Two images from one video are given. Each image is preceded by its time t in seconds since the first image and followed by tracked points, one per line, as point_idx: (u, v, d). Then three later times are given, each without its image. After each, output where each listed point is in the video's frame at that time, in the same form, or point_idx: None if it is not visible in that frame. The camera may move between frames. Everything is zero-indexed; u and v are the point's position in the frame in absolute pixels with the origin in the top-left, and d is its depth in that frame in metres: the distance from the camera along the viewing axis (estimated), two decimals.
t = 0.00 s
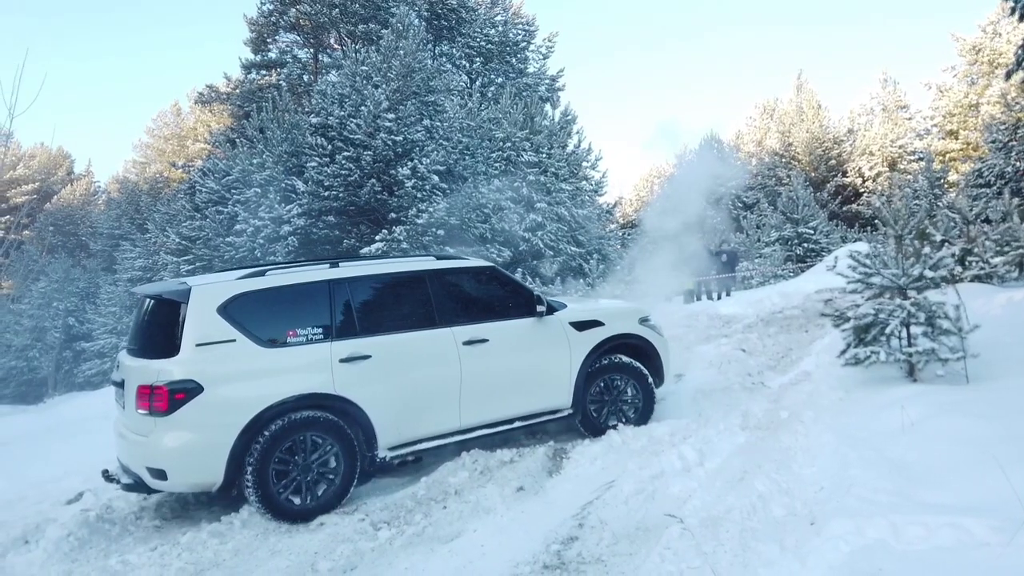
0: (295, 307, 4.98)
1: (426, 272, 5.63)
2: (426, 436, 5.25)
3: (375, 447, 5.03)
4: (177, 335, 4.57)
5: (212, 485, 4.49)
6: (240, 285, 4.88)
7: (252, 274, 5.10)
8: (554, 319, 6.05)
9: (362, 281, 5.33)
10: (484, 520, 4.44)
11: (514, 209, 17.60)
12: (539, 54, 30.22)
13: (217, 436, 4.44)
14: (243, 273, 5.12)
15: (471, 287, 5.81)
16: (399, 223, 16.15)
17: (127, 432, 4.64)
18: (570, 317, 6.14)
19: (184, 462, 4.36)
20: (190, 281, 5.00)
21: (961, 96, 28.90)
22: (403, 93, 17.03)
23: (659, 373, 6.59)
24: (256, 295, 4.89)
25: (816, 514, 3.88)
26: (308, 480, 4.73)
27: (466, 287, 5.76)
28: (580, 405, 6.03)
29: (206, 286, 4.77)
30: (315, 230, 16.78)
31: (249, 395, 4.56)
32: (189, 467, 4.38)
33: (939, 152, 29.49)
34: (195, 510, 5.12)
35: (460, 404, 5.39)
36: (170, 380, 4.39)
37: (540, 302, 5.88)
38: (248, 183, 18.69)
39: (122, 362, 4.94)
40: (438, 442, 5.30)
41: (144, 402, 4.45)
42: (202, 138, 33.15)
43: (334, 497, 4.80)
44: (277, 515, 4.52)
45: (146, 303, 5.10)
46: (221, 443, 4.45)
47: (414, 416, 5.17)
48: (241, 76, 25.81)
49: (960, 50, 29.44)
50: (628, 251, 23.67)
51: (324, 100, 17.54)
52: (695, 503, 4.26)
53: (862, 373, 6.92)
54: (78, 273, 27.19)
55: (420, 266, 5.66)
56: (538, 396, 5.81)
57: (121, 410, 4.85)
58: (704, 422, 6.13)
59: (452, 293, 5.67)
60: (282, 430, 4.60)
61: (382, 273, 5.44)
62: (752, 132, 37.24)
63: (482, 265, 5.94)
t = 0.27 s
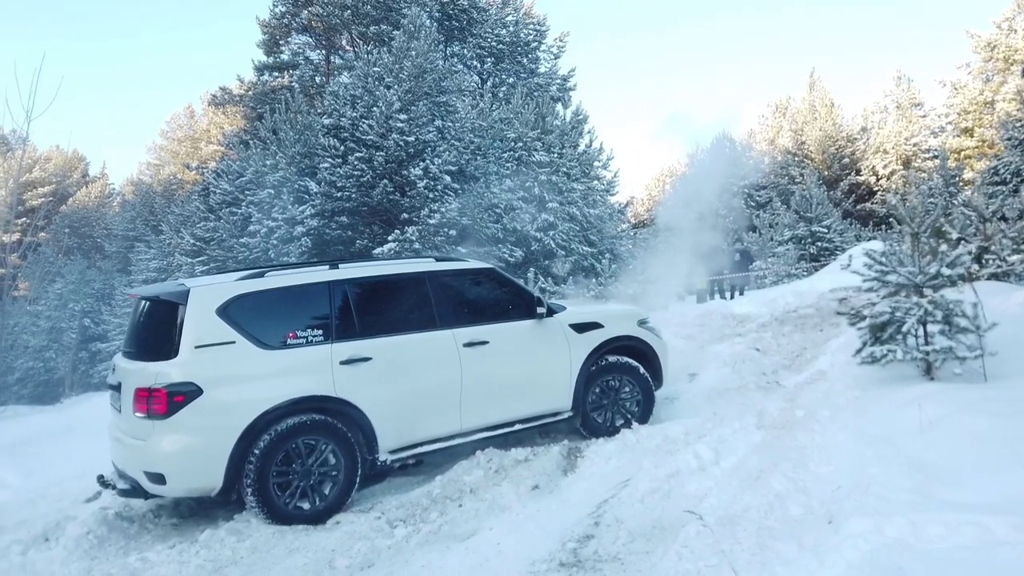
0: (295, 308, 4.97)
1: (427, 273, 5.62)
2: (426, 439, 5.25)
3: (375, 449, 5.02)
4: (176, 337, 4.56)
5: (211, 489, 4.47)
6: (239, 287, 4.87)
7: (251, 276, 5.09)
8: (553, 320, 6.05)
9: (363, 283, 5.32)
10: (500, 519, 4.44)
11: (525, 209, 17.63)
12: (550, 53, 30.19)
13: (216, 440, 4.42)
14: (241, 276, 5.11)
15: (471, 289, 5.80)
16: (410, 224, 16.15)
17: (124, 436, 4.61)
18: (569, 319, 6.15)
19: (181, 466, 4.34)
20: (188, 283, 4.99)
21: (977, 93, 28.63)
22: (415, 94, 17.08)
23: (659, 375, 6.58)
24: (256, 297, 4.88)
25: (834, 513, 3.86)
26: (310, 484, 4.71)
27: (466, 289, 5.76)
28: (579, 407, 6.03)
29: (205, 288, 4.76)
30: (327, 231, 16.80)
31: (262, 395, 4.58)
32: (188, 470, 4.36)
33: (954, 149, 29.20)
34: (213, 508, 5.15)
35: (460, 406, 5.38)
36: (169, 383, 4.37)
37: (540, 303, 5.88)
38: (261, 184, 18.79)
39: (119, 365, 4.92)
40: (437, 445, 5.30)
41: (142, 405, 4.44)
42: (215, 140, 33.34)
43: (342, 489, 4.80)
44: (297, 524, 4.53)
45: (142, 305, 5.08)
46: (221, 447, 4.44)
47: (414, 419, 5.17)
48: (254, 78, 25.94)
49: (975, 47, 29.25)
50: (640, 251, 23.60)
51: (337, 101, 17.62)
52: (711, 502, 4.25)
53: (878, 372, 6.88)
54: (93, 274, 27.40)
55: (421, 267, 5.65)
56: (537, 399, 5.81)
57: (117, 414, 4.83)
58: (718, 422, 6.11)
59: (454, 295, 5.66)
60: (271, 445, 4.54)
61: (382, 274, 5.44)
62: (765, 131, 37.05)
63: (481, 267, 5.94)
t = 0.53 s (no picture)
0: (298, 309, 4.98)
1: (430, 274, 5.62)
2: (432, 440, 5.23)
3: (382, 451, 5.01)
4: (180, 339, 4.57)
5: (217, 493, 4.47)
6: (242, 289, 4.88)
7: (253, 278, 5.11)
8: (556, 321, 6.05)
9: (367, 284, 5.33)
10: (518, 518, 4.45)
11: (540, 208, 17.69)
12: (564, 53, 30.15)
13: (221, 442, 4.42)
14: (243, 278, 5.12)
15: (474, 289, 5.81)
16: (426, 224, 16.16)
17: (126, 442, 4.61)
18: (572, 319, 6.16)
19: (186, 470, 4.34)
20: (189, 286, 4.99)
21: (997, 88, 28.27)
22: (430, 94, 17.12)
23: (662, 374, 6.58)
24: (259, 298, 4.89)
25: (855, 512, 3.83)
26: (318, 486, 4.70)
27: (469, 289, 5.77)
28: (584, 407, 6.04)
29: (207, 290, 4.77)
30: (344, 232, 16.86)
31: (277, 395, 4.62)
32: (193, 473, 4.36)
33: (974, 145, 28.85)
34: (233, 507, 5.20)
35: (466, 407, 5.38)
36: (173, 385, 4.39)
37: (541, 303, 5.90)
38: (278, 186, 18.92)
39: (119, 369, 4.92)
40: (443, 446, 5.29)
41: (145, 408, 4.45)
42: (233, 142, 33.61)
43: (351, 485, 4.80)
44: (314, 526, 4.54)
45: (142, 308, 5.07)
46: (226, 450, 4.44)
47: (420, 420, 5.16)
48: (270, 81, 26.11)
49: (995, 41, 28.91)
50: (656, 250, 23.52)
51: (352, 103, 17.73)
52: (730, 501, 4.23)
53: (897, 370, 6.81)
54: (114, 276, 27.69)
55: (425, 268, 5.66)
56: (542, 400, 5.80)
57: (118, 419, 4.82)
58: (736, 421, 6.08)
59: (457, 295, 5.67)
60: (271, 459, 4.50)
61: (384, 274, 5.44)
62: (781, 128, 36.79)
63: (482, 268, 5.96)
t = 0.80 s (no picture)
0: (305, 306, 4.99)
1: (438, 270, 5.63)
2: (439, 437, 5.24)
3: (390, 449, 5.03)
4: (187, 335, 4.59)
5: (225, 490, 4.49)
6: (248, 285, 4.91)
7: (259, 275, 5.12)
8: (562, 317, 6.03)
9: (375, 280, 5.34)
10: (538, 513, 4.46)
11: (559, 204, 17.84)
12: (582, 48, 29.99)
13: (229, 438, 4.45)
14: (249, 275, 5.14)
15: (481, 286, 5.80)
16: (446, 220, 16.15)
17: (133, 440, 4.62)
18: (580, 315, 6.13)
19: (194, 466, 4.36)
20: (195, 283, 5.01)
21: None
22: (448, 91, 17.13)
23: (671, 372, 6.49)
24: (264, 295, 4.90)
25: (878, 508, 3.78)
26: (327, 483, 4.73)
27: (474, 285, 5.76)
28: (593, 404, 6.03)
29: (214, 287, 4.79)
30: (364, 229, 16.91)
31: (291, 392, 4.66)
32: (201, 470, 4.38)
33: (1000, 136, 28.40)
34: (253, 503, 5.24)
35: (473, 404, 5.38)
36: (182, 381, 4.42)
37: (548, 300, 5.89)
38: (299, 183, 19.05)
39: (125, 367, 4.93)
40: (451, 443, 5.29)
41: (152, 404, 4.46)
42: (253, 141, 33.88)
43: (361, 479, 4.83)
44: (336, 521, 4.59)
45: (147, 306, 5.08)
46: (233, 447, 4.47)
47: (428, 417, 5.17)
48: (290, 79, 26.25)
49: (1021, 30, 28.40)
50: (676, 245, 23.39)
51: (371, 100, 17.81)
52: (751, 497, 4.19)
53: (922, 364, 6.71)
54: (139, 275, 28.06)
55: (433, 265, 5.67)
56: (550, 397, 5.79)
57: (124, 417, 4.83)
58: (758, 416, 6.03)
59: (464, 292, 5.67)
60: (275, 467, 4.51)
61: (389, 271, 5.44)
62: (802, 120, 36.37)
63: (488, 265, 5.94)
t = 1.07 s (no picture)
0: (310, 302, 5.00)
1: (445, 267, 5.62)
2: (447, 433, 5.23)
3: (397, 445, 5.03)
4: (193, 331, 4.62)
5: (232, 485, 4.51)
6: (256, 281, 4.92)
7: (266, 271, 5.14)
8: (570, 314, 6.00)
9: (383, 276, 5.34)
10: (553, 509, 4.46)
11: (576, 199, 17.82)
12: (599, 42, 29.84)
13: (235, 434, 4.47)
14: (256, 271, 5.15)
15: (489, 282, 5.79)
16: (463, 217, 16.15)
17: (142, 435, 4.66)
18: (588, 312, 6.11)
19: (200, 462, 4.39)
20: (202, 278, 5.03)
21: None
22: (465, 87, 17.12)
23: (681, 367, 6.47)
24: (270, 292, 4.91)
25: (897, 504, 3.74)
26: (337, 478, 4.76)
27: (482, 282, 5.75)
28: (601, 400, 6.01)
29: (220, 283, 4.81)
30: (381, 226, 16.92)
31: (304, 387, 4.69)
32: (208, 465, 4.41)
33: None
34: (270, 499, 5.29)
35: (481, 400, 5.37)
36: (188, 376, 4.44)
37: (557, 296, 5.87)
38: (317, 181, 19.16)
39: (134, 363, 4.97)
40: (459, 439, 5.29)
41: (160, 400, 4.50)
42: (273, 139, 34.08)
43: (369, 472, 4.85)
44: (352, 516, 4.62)
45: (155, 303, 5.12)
46: (239, 443, 4.49)
47: (435, 413, 5.16)
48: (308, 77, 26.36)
49: None
50: (694, 239, 23.25)
51: (388, 97, 17.83)
52: (768, 493, 4.15)
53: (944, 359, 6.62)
54: (161, 273, 28.40)
55: (441, 262, 5.67)
56: (558, 392, 5.77)
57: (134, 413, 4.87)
58: (776, 411, 5.98)
59: (471, 288, 5.66)
60: (281, 471, 4.52)
61: (396, 267, 5.44)
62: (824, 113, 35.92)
63: (495, 261, 5.93)
